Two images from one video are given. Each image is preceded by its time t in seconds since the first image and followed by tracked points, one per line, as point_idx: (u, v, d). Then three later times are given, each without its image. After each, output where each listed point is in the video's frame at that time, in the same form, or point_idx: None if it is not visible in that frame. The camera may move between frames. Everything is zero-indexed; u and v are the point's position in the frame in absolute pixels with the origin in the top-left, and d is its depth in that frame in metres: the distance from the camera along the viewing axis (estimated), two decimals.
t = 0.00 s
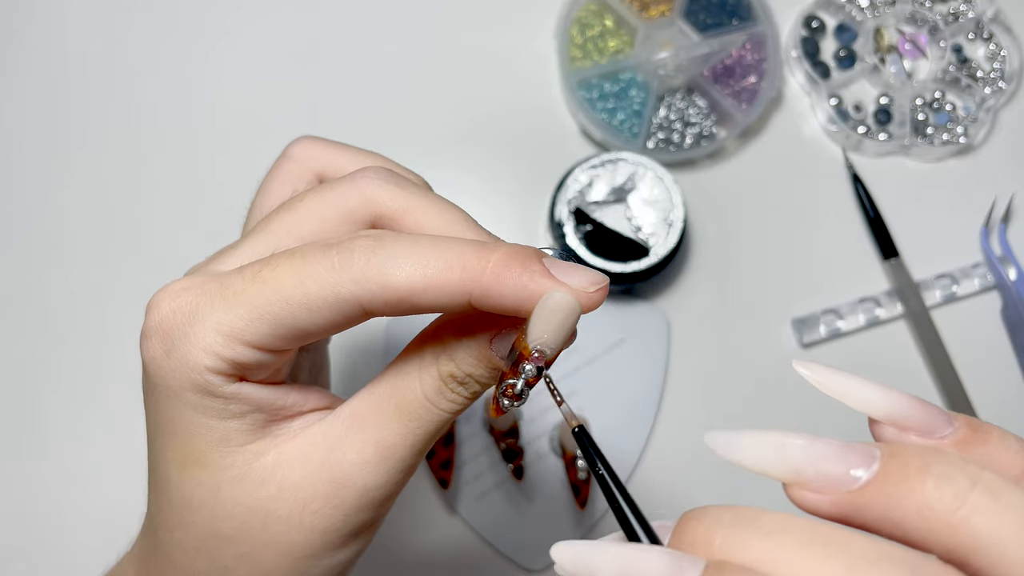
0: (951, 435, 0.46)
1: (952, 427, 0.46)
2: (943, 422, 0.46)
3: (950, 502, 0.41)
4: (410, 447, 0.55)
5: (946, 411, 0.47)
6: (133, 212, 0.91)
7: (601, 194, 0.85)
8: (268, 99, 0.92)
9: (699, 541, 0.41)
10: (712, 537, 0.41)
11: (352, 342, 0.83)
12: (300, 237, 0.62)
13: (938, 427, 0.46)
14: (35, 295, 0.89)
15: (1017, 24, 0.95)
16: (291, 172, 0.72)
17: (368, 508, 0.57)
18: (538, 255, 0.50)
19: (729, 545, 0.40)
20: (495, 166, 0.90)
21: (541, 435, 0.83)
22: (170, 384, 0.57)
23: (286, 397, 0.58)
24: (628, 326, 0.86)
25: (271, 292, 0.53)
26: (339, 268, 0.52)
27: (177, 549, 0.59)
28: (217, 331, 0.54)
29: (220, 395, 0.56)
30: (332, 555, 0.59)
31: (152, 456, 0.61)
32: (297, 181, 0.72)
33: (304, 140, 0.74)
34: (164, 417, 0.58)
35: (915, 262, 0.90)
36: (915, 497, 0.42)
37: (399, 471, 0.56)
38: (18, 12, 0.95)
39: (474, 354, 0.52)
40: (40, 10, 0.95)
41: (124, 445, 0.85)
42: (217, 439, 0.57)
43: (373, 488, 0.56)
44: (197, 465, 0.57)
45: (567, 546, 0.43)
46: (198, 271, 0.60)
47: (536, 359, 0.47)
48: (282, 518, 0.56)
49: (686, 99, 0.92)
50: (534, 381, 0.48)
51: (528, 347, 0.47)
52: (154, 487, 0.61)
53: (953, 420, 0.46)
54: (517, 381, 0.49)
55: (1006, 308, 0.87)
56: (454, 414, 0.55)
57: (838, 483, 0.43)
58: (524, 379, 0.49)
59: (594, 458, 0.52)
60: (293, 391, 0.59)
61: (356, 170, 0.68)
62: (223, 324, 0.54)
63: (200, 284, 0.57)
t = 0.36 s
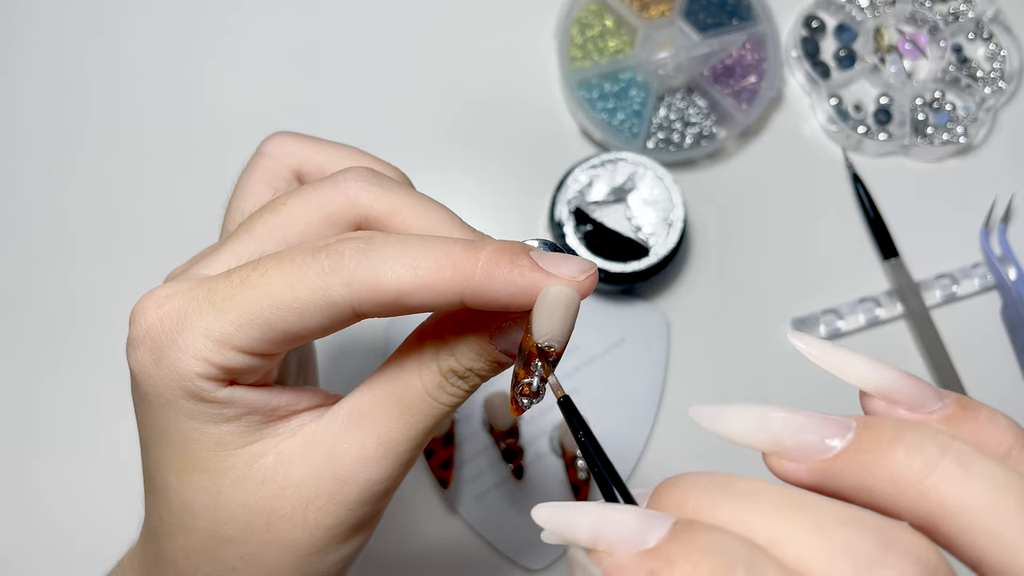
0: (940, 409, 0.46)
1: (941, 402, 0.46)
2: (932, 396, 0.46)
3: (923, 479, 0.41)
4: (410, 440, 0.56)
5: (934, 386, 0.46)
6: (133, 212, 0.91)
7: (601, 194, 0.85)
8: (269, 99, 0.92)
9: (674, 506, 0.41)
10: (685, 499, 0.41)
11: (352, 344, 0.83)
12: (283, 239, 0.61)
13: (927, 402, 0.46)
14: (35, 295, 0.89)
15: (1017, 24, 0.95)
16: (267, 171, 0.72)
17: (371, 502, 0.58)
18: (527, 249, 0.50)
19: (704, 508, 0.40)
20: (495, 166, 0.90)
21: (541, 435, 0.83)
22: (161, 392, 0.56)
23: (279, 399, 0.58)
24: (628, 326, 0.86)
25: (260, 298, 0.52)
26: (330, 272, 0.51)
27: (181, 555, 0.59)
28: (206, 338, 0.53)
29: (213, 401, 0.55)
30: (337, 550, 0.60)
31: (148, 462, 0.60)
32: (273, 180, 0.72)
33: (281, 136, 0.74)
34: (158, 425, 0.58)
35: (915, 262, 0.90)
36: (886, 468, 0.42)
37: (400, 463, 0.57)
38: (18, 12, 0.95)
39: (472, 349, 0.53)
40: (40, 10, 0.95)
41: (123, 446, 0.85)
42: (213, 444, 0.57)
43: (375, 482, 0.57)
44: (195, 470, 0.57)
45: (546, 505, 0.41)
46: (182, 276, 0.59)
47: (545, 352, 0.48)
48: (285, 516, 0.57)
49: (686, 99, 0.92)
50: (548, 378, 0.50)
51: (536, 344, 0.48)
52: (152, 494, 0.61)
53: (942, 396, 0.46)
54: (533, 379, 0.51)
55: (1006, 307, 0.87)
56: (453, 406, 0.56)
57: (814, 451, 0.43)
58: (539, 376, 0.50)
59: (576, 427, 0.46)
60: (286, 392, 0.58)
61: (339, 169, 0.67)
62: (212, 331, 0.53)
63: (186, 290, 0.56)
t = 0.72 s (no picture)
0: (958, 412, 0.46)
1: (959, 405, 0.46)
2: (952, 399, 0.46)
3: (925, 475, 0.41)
4: (410, 441, 0.56)
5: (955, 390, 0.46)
6: (132, 212, 0.91)
7: (601, 194, 0.85)
8: (269, 99, 0.92)
9: (688, 503, 0.42)
10: (699, 496, 0.41)
11: (353, 344, 0.83)
12: (285, 240, 0.61)
13: (946, 404, 0.46)
14: (35, 295, 0.89)
15: (1017, 24, 0.95)
16: (269, 172, 0.72)
17: (371, 503, 0.58)
18: (528, 251, 0.50)
19: (718, 505, 0.40)
20: (495, 166, 0.90)
21: (542, 435, 0.83)
22: (162, 392, 0.56)
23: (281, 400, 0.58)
24: (628, 326, 0.86)
25: (261, 299, 0.52)
26: (330, 273, 0.51)
27: (182, 556, 0.59)
28: (207, 338, 0.53)
29: (214, 401, 0.55)
30: (337, 551, 0.60)
31: (149, 463, 0.60)
32: (276, 183, 0.72)
33: (283, 137, 0.74)
34: (159, 425, 0.58)
35: (915, 263, 0.90)
36: (903, 470, 0.42)
37: (400, 465, 0.57)
38: (18, 12, 0.95)
39: (474, 351, 0.53)
40: (40, 10, 0.95)
41: (123, 445, 0.85)
42: (213, 444, 0.57)
43: (375, 483, 0.56)
44: (195, 471, 0.57)
45: (557, 502, 0.42)
46: (184, 277, 0.59)
47: (547, 357, 0.48)
48: (285, 518, 0.57)
49: (686, 99, 0.92)
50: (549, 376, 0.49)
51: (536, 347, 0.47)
52: (153, 495, 0.61)
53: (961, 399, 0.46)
54: (536, 382, 0.50)
55: (1006, 308, 0.87)
56: (454, 408, 0.56)
57: (831, 452, 0.43)
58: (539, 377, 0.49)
59: (588, 421, 0.46)
60: (287, 393, 0.58)
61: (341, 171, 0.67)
62: (212, 332, 0.53)
63: (188, 290, 0.56)
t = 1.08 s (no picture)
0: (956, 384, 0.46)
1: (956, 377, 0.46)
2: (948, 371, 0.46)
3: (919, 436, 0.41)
4: (413, 441, 0.56)
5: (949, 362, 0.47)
6: (132, 212, 0.91)
7: (601, 194, 0.85)
8: (269, 99, 0.92)
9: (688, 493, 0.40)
10: (700, 484, 0.39)
11: (353, 344, 0.83)
12: (288, 241, 0.61)
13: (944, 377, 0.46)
14: (36, 295, 0.89)
15: (1017, 24, 0.95)
16: (272, 172, 0.72)
17: (374, 503, 0.58)
18: (533, 256, 0.50)
19: (720, 491, 0.39)
20: (495, 165, 0.90)
21: (542, 435, 0.83)
22: (166, 396, 0.55)
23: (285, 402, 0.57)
24: (628, 326, 0.86)
25: (266, 304, 0.52)
26: (335, 279, 0.51)
27: (185, 557, 0.59)
28: (211, 343, 0.53)
29: (219, 405, 0.55)
30: (340, 551, 0.60)
31: (152, 465, 0.60)
32: (278, 183, 0.72)
33: (285, 138, 0.74)
34: (162, 427, 0.57)
35: (915, 263, 0.90)
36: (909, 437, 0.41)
37: (403, 465, 0.57)
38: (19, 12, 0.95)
39: (477, 353, 0.53)
40: (40, 9, 0.95)
41: (124, 445, 0.85)
42: (217, 447, 0.56)
43: (378, 484, 0.57)
44: (199, 473, 0.57)
45: (559, 502, 0.39)
46: (187, 278, 0.59)
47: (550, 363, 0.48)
48: (288, 519, 0.57)
49: (686, 99, 0.92)
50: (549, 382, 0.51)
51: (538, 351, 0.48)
52: (155, 496, 0.60)
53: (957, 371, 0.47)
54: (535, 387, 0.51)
55: (1006, 308, 0.87)
56: (456, 408, 0.56)
57: (827, 431, 0.42)
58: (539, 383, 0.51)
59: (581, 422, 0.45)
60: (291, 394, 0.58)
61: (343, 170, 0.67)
62: (217, 337, 0.53)
63: (192, 293, 0.55)
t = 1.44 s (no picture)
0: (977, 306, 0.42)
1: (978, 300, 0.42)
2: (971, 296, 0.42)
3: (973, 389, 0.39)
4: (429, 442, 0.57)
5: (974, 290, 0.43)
6: (132, 212, 0.91)
7: (601, 194, 0.85)
8: (268, 99, 0.92)
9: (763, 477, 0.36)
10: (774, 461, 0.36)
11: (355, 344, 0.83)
12: (304, 243, 0.60)
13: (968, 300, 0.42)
14: (35, 294, 0.89)
15: (1016, 24, 0.95)
16: (276, 174, 0.72)
17: (390, 507, 0.58)
18: (564, 265, 0.50)
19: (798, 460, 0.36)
20: (495, 165, 0.90)
21: (542, 434, 0.83)
22: (195, 408, 0.55)
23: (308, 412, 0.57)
24: (628, 326, 0.86)
25: (300, 320, 0.51)
26: (370, 295, 0.50)
27: (202, 563, 0.59)
28: (244, 358, 0.52)
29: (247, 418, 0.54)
30: (356, 556, 0.60)
31: (171, 474, 0.59)
32: (283, 185, 0.72)
33: (286, 139, 0.74)
34: (184, 437, 0.57)
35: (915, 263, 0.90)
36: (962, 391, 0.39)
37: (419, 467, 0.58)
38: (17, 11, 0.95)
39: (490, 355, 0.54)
40: (39, 8, 0.95)
41: (124, 446, 0.86)
42: (243, 457, 0.56)
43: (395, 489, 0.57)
44: (222, 483, 0.56)
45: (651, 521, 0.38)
46: (209, 287, 0.58)
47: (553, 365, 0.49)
48: (309, 527, 0.56)
49: (686, 99, 0.92)
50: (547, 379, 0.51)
51: (548, 353, 0.49)
52: (172, 505, 0.60)
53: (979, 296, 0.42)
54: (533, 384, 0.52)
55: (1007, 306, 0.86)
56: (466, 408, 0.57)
57: (852, 373, 0.40)
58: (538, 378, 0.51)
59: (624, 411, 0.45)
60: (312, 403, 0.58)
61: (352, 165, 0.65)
62: (250, 352, 0.52)
63: (223, 307, 0.54)
